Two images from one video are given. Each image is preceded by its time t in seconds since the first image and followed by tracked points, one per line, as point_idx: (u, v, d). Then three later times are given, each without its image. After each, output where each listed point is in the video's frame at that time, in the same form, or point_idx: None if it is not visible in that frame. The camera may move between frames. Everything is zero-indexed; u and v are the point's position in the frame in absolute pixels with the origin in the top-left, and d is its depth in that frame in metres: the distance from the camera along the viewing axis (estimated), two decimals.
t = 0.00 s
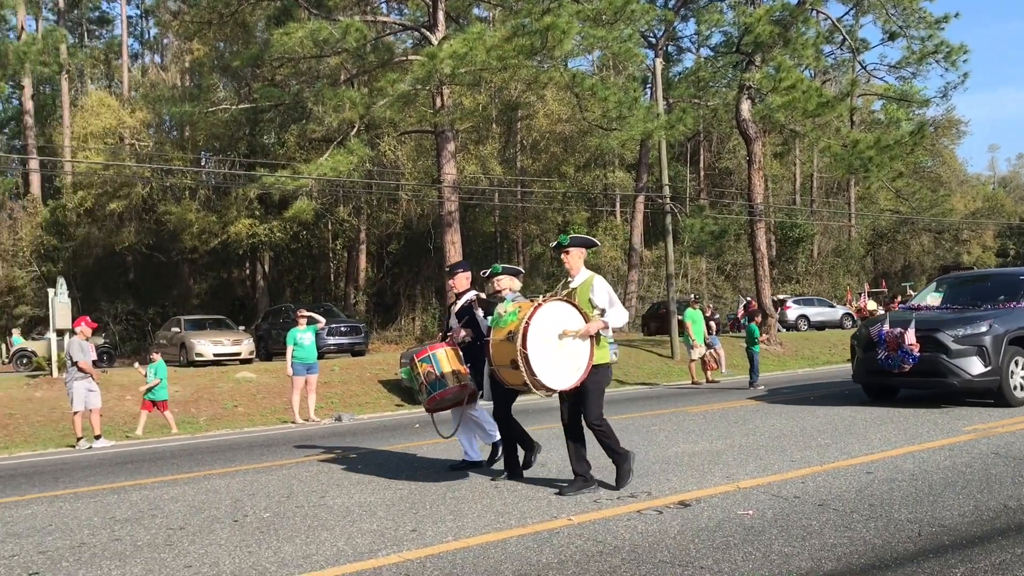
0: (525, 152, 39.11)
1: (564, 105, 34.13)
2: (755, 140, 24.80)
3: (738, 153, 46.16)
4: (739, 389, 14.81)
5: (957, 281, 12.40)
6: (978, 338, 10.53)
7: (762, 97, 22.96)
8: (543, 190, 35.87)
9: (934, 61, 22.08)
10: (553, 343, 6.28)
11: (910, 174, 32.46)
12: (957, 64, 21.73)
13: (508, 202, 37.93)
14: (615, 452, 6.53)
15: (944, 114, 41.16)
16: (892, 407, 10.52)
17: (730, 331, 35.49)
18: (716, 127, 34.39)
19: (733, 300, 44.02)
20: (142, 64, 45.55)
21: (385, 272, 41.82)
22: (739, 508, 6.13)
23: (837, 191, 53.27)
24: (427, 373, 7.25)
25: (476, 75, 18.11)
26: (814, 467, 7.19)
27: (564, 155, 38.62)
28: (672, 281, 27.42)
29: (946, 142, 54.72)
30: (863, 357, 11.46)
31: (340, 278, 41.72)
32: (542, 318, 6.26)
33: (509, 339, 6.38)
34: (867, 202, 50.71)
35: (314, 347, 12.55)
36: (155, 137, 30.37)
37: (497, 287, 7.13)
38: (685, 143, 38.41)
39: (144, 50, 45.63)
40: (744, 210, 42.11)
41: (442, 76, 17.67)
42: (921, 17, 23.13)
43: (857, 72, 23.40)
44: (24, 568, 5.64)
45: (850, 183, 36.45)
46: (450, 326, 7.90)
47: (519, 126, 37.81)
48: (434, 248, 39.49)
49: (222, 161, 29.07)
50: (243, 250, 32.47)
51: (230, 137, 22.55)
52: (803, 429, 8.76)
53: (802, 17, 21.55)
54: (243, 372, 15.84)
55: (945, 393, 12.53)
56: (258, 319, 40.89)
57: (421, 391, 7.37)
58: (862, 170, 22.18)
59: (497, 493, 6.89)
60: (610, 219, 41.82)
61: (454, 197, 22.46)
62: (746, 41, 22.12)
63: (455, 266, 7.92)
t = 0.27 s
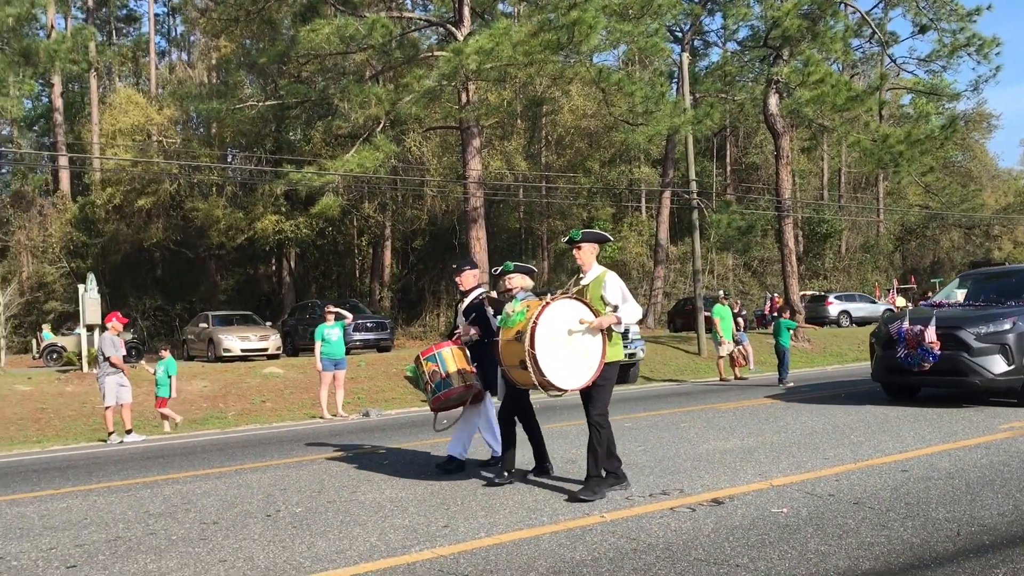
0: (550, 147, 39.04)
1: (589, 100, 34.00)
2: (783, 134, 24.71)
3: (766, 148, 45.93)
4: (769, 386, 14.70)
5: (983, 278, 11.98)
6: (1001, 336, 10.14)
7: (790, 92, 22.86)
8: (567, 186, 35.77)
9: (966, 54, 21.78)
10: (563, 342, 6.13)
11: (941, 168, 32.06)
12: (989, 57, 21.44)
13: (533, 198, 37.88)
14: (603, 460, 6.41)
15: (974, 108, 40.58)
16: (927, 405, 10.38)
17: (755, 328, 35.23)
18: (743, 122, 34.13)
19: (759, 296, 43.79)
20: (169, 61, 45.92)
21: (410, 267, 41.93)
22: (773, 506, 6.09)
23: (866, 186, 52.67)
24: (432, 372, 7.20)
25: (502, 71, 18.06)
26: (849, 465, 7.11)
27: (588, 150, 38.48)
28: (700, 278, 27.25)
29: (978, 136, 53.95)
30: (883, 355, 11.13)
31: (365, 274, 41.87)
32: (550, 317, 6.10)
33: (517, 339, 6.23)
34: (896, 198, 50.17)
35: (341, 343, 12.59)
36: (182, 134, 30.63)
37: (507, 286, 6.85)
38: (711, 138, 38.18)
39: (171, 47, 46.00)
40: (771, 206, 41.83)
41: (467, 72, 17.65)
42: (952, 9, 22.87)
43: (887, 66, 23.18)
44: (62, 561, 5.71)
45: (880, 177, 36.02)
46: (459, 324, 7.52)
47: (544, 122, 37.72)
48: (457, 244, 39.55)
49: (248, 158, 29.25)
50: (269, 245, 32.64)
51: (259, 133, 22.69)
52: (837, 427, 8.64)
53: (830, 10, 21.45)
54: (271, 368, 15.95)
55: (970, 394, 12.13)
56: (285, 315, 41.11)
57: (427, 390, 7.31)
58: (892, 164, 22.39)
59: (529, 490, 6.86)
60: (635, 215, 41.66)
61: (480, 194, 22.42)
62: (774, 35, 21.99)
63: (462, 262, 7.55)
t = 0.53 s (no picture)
0: (569, 144, 38.98)
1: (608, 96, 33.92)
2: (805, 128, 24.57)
3: (786, 143, 45.83)
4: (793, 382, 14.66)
5: (998, 272, 11.84)
6: (1018, 332, 9.99)
7: (812, 86, 22.85)
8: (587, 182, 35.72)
9: (990, 46, 21.60)
10: (567, 339, 6.06)
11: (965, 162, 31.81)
12: (1014, 49, 21.26)
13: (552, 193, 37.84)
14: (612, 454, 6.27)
15: (997, 100, 40.21)
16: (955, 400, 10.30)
17: (775, 323, 35.09)
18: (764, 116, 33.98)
19: (780, 291, 43.63)
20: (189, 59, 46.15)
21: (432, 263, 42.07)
22: (803, 503, 6.08)
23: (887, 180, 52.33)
24: (432, 376, 7.10)
25: (522, 67, 18.04)
26: (877, 461, 7.08)
27: (607, 146, 38.36)
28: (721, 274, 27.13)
29: (1001, 129, 53.45)
30: (897, 352, 11.01)
31: (385, 271, 41.96)
32: (555, 313, 6.05)
33: (521, 336, 6.18)
34: (918, 192, 49.84)
35: (364, 339, 12.63)
36: (203, 132, 30.82)
37: (514, 282, 6.95)
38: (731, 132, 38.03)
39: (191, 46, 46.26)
40: (792, 200, 41.65)
41: (487, 68, 17.64)
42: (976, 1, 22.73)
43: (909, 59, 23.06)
44: (94, 556, 5.76)
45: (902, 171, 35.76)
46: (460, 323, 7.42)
47: (563, 118, 37.66)
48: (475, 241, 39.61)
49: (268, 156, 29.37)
50: (289, 243, 32.77)
51: (280, 131, 22.78)
52: (864, 424, 8.57)
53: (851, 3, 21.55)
54: (293, 365, 16.02)
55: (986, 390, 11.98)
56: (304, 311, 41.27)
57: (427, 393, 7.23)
58: (914, 157, 22.40)
59: (557, 486, 6.88)
60: (654, 211, 41.60)
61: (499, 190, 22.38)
62: (794, 28, 21.96)
63: (462, 259, 7.40)
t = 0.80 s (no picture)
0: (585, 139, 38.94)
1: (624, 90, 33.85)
2: (822, 122, 24.70)
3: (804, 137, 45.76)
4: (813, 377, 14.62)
5: (1012, 266, 11.74)
6: None
7: (830, 79, 22.87)
8: (603, 177, 35.68)
9: (1011, 38, 21.42)
10: (571, 338, 5.95)
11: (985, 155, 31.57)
12: None
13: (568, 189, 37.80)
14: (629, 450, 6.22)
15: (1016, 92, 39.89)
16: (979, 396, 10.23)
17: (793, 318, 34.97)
18: (781, 110, 33.85)
19: (798, 286, 43.53)
20: (205, 57, 46.28)
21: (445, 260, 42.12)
22: (831, 499, 6.07)
23: (905, 174, 52.03)
24: (436, 381, 7.17)
25: (538, 63, 18.01)
26: (904, 457, 7.05)
27: (624, 141, 38.13)
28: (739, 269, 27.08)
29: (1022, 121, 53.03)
30: (908, 348, 10.95)
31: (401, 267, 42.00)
32: (557, 312, 5.94)
33: (524, 336, 6.08)
34: (938, 185, 49.54)
35: (383, 335, 12.66)
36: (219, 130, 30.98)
37: (516, 279, 6.72)
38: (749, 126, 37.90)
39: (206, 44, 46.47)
40: (809, 195, 41.51)
41: (504, 64, 17.62)
42: None
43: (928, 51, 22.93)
44: (123, 553, 5.79)
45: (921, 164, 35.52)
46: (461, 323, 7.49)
47: (579, 113, 37.60)
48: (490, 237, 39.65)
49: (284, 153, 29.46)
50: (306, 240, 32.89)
51: (297, 128, 22.84)
52: (888, 420, 8.51)
53: None
54: (312, 362, 16.10)
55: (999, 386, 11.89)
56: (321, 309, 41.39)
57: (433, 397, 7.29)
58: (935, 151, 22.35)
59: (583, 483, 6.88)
60: (672, 206, 41.58)
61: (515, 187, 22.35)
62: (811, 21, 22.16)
63: (460, 257, 7.47)
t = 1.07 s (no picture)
0: (602, 135, 38.89)
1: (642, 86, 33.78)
2: (841, 116, 24.61)
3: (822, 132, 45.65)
4: (834, 373, 14.58)
5: None
6: None
7: (849, 74, 22.84)
8: (621, 172, 35.67)
9: None
10: (563, 336, 5.92)
11: (1007, 149, 31.33)
12: None
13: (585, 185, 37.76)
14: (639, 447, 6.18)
15: None
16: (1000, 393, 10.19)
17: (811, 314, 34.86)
18: (799, 104, 33.73)
19: (816, 281, 43.42)
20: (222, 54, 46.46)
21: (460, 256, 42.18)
22: (856, 495, 6.06)
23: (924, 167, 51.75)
24: (435, 375, 7.13)
25: (556, 58, 17.99)
26: (929, 453, 7.03)
27: (641, 136, 38.10)
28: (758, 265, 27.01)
29: None
30: (919, 344, 10.89)
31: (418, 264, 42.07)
32: (548, 309, 5.91)
33: (515, 333, 6.06)
34: (958, 179, 49.21)
35: (402, 332, 12.70)
36: (237, 127, 31.15)
37: (515, 275, 6.80)
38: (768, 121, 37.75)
39: (223, 41, 46.64)
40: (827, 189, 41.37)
41: (521, 60, 17.62)
42: None
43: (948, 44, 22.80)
44: (151, 548, 5.82)
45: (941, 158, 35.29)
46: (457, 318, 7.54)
47: (596, 109, 37.54)
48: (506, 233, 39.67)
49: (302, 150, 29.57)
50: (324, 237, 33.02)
51: (314, 125, 22.90)
52: (911, 417, 8.46)
53: None
54: (331, 357, 16.16)
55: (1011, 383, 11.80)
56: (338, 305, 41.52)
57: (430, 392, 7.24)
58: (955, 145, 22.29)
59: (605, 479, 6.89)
60: (690, 201, 41.59)
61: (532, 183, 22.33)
62: (831, 16, 22.25)
63: (458, 254, 7.50)
